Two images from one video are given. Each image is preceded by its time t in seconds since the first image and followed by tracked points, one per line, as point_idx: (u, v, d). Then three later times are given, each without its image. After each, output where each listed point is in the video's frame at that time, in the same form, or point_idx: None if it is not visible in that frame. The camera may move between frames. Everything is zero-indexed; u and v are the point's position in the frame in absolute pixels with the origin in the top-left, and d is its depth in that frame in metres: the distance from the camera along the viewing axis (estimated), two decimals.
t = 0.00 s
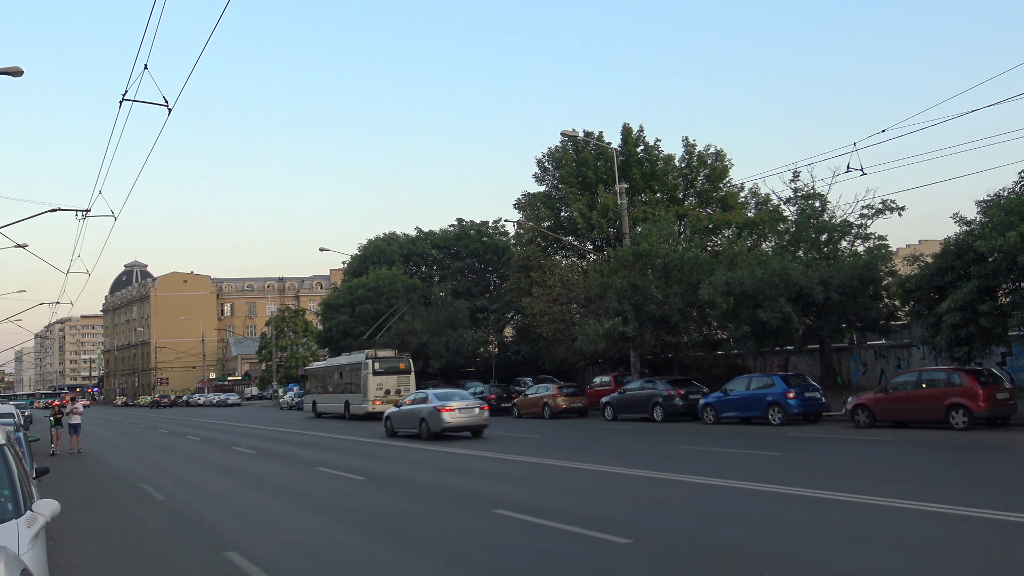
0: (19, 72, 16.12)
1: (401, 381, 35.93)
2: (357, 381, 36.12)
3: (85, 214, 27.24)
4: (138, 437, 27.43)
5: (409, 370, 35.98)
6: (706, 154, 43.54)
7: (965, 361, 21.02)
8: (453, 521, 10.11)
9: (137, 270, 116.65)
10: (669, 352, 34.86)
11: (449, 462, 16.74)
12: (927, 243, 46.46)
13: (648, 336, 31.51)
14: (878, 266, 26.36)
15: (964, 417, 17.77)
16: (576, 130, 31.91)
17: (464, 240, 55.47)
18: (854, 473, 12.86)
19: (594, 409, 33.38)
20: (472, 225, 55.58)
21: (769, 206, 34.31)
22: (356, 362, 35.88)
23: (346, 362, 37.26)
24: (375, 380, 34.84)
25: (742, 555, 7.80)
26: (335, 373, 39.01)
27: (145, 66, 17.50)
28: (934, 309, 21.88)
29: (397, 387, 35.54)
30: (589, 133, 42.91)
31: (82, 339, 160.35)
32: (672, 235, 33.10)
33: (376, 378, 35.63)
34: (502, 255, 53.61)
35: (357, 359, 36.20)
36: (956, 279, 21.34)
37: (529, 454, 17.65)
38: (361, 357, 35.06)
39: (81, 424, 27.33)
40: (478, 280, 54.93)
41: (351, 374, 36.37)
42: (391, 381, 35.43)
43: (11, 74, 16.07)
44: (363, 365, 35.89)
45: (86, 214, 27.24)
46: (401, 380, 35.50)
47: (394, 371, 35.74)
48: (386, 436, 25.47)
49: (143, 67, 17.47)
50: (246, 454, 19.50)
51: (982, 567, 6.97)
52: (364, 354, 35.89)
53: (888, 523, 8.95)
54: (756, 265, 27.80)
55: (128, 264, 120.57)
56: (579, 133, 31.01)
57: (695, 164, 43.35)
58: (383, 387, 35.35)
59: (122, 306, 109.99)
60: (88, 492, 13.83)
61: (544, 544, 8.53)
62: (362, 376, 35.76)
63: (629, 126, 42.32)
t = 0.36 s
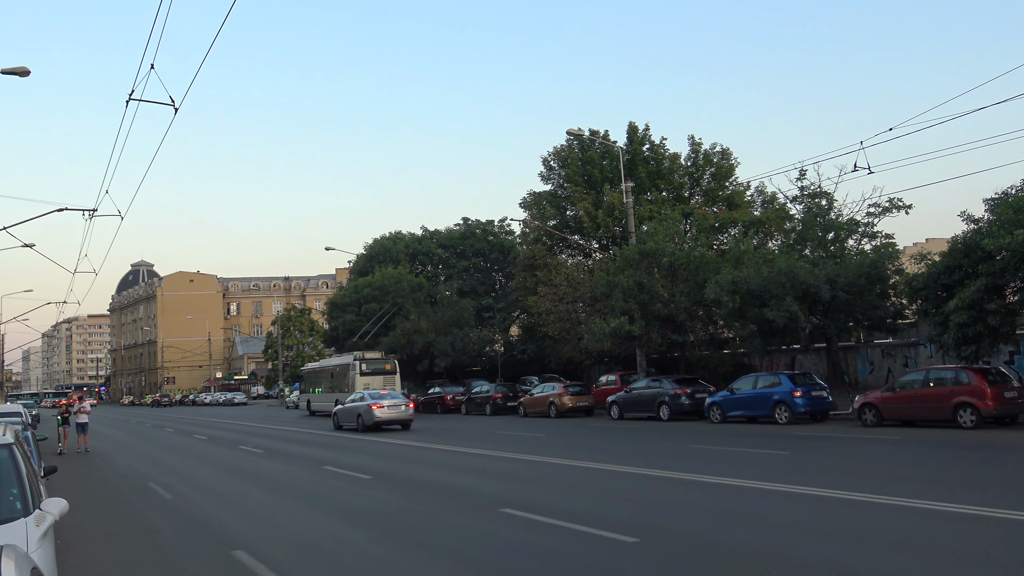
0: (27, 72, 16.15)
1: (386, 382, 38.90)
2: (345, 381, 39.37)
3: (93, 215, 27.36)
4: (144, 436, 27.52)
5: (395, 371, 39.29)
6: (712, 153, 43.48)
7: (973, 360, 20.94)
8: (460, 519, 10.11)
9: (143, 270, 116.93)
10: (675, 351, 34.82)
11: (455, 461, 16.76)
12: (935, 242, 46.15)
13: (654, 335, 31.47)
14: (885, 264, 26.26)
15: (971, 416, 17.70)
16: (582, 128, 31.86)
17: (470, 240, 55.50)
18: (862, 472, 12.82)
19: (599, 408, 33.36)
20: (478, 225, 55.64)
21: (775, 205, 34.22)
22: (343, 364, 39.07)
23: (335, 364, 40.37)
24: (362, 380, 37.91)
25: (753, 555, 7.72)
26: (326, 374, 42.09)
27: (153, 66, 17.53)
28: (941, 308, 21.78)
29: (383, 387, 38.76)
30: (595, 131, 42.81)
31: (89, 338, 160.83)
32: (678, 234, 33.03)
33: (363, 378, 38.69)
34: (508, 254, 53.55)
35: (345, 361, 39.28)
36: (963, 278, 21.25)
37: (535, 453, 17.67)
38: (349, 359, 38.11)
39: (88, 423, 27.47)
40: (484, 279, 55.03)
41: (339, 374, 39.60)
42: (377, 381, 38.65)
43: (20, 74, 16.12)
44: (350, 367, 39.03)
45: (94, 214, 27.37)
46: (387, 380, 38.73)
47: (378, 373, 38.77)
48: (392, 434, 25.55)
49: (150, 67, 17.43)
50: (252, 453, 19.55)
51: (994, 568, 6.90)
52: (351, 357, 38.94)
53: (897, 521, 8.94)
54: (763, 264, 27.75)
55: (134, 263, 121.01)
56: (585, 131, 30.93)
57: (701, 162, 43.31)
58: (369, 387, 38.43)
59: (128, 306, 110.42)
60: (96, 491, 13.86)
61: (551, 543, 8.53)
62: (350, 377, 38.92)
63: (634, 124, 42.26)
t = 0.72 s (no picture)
0: (27, 68, 16.13)
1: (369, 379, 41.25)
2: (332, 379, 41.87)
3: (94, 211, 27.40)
4: (145, 433, 27.57)
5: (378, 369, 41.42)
6: (712, 151, 43.42)
7: (973, 358, 20.94)
8: (460, 517, 10.11)
9: (144, 266, 116.89)
10: (676, 349, 34.79)
11: (455, 459, 16.78)
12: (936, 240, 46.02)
13: (654, 333, 31.49)
14: (885, 262, 26.23)
15: (971, 414, 17.71)
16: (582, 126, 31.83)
17: (470, 237, 55.40)
18: (862, 470, 12.81)
19: (599, 405, 33.39)
20: (478, 222, 55.58)
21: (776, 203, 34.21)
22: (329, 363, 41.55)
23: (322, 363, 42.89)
24: (346, 380, 40.17)
25: (755, 554, 7.65)
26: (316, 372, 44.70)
27: (154, 62, 17.42)
28: (941, 306, 21.78)
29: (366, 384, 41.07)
30: (596, 129, 42.76)
31: (89, 335, 160.80)
32: (678, 232, 33.00)
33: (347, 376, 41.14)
34: (508, 252, 53.52)
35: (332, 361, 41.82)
36: (963, 276, 21.23)
37: (535, 451, 17.67)
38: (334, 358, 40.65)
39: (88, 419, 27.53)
40: (484, 277, 55.05)
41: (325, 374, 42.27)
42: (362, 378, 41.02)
43: (19, 70, 16.10)
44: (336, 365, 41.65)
45: (95, 210, 27.43)
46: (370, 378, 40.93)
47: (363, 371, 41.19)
48: (392, 431, 25.61)
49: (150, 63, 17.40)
50: (252, 450, 19.58)
51: (1000, 567, 6.85)
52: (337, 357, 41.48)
53: (897, 520, 8.93)
54: (763, 262, 27.75)
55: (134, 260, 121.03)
56: (586, 129, 30.86)
57: (702, 160, 43.28)
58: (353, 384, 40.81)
59: (129, 302, 110.43)
60: (95, 488, 13.84)
61: (551, 541, 8.54)
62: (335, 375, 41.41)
63: (635, 122, 42.22)
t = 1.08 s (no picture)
0: (27, 68, 16.13)
1: (356, 378, 42.99)
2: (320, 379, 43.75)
3: (95, 211, 27.41)
4: (146, 432, 27.59)
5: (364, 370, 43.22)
6: (713, 148, 43.38)
7: (975, 355, 20.91)
8: (462, 516, 10.08)
9: (145, 266, 116.92)
10: (677, 347, 34.77)
11: (456, 457, 16.76)
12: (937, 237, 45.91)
13: (655, 331, 31.49)
14: (887, 260, 26.18)
15: (973, 411, 17.68)
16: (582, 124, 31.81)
17: (471, 236, 55.36)
18: (867, 468, 12.75)
19: (601, 403, 33.40)
20: (479, 221, 55.54)
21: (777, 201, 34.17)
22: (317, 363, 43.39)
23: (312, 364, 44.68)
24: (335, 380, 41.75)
25: (758, 553, 7.62)
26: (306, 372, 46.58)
27: (153, 61, 17.21)
28: (943, 303, 21.74)
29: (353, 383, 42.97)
30: (596, 127, 42.73)
31: (90, 335, 160.96)
32: (679, 230, 33.00)
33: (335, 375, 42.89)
34: (509, 250, 53.49)
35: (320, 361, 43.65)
36: (965, 273, 21.20)
37: (537, 449, 17.64)
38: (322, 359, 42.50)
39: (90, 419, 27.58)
40: (484, 275, 55.01)
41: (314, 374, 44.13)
42: (348, 378, 42.91)
43: (19, 70, 16.09)
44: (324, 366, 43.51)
45: (96, 210, 27.45)
46: (357, 377, 42.82)
47: (350, 371, 42.95)
48: (393, 430, 25.62)
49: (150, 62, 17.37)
50: (254, 449, 19.58)
51: (1005, 565, 6.80)
52: (325, 357, 43.27)
53: (899, 518, 8.89)
54: (764, 259, 27.74)
55: (136, 260, 121.11)
56: (586, 127, 30.84)
57: (702, 158, 43.25)
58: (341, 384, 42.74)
59: (130, 302, 110.46)
60: (97, 487, 13.84)
61: (552, 540, 8.52)
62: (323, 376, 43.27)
63: (635, 120, 42.21)
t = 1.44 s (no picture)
0: (33, 66, 16.19)
1: (349, 376, 44.51)
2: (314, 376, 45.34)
3: (100, 208, 27.49)
4: (153, 428, 27.71)
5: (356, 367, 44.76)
6: (718, 145, 43.32)
7: (981, 353, 20.86)
8: (467, 512, 10.11)
9: (151, 263, 117.18)
10: (682, 344, 34.78)
11: (461, 454, 16.77)
12: (943, 233, 45.79)
13: (660, 328, 31.50)
14: (893, 257, 26.11)
15: (979, 409, 17.64)
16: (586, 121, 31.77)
17: (475, 233, 55.36)
18: (872, 465, 12.73)
19: (605, 400, 33.42)
20: (483, 218, 55.52)
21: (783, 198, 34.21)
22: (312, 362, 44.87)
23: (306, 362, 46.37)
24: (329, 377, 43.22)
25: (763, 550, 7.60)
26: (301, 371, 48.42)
27: (158, 58, 17.30)
28: (949, 300, 21.68)
29: (346, 380, 44.72)
30: (601, 124, 42.70)
31: (96, 331, 161.46)
32: (684, 227, 32.99)
33: (329, 373, 44.59)
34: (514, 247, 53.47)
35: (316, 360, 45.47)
36: (971, 270, 21.13)
37: (541, 445, 17.64)
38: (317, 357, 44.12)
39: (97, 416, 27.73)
40: (489, 272, 55.00)
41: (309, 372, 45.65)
42: (342, 376, 44.57)
43: (26, 68, 16.15)
44: (319, 364, 45.28)
45: (102, 207, 27.55)
46: (350, 375, 44.55)
47: (344, 369, 44.66)
48: (398, 426, 25.73)
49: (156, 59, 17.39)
50: (259, 445, 19.64)
51: (1014, 564, 6.76)
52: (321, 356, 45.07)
53: (903, 516, 8.88)
54: (769, 256, 27.70)
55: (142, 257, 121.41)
56: (590, 123, 30.83)
57: (707, 155, 43.17)
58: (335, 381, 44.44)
59: (136, 299, 110.63)
60: (103, 483, 13.87)
61: (555, 536, 8.56)
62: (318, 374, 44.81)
63: (640, 117, 42.16)
